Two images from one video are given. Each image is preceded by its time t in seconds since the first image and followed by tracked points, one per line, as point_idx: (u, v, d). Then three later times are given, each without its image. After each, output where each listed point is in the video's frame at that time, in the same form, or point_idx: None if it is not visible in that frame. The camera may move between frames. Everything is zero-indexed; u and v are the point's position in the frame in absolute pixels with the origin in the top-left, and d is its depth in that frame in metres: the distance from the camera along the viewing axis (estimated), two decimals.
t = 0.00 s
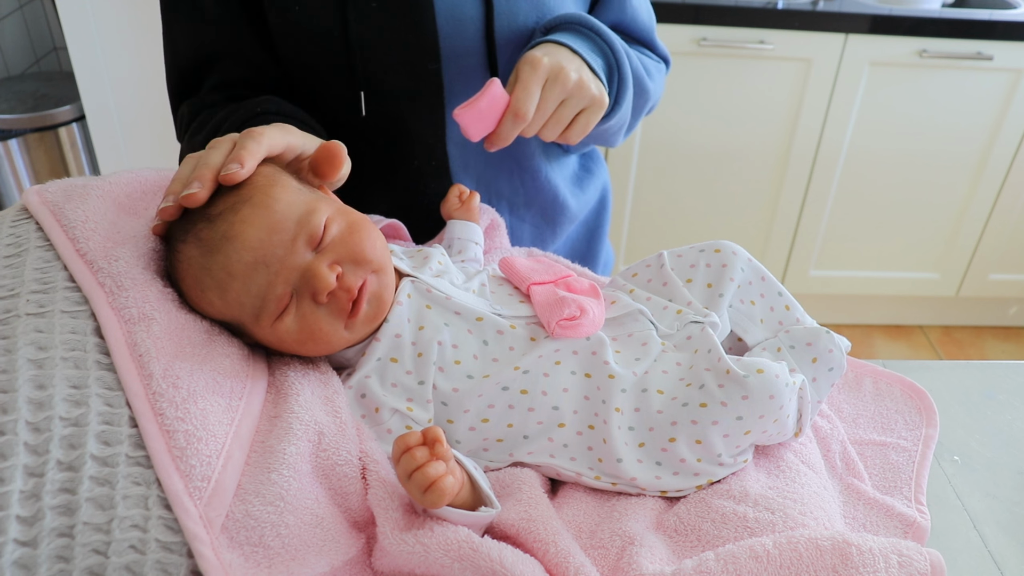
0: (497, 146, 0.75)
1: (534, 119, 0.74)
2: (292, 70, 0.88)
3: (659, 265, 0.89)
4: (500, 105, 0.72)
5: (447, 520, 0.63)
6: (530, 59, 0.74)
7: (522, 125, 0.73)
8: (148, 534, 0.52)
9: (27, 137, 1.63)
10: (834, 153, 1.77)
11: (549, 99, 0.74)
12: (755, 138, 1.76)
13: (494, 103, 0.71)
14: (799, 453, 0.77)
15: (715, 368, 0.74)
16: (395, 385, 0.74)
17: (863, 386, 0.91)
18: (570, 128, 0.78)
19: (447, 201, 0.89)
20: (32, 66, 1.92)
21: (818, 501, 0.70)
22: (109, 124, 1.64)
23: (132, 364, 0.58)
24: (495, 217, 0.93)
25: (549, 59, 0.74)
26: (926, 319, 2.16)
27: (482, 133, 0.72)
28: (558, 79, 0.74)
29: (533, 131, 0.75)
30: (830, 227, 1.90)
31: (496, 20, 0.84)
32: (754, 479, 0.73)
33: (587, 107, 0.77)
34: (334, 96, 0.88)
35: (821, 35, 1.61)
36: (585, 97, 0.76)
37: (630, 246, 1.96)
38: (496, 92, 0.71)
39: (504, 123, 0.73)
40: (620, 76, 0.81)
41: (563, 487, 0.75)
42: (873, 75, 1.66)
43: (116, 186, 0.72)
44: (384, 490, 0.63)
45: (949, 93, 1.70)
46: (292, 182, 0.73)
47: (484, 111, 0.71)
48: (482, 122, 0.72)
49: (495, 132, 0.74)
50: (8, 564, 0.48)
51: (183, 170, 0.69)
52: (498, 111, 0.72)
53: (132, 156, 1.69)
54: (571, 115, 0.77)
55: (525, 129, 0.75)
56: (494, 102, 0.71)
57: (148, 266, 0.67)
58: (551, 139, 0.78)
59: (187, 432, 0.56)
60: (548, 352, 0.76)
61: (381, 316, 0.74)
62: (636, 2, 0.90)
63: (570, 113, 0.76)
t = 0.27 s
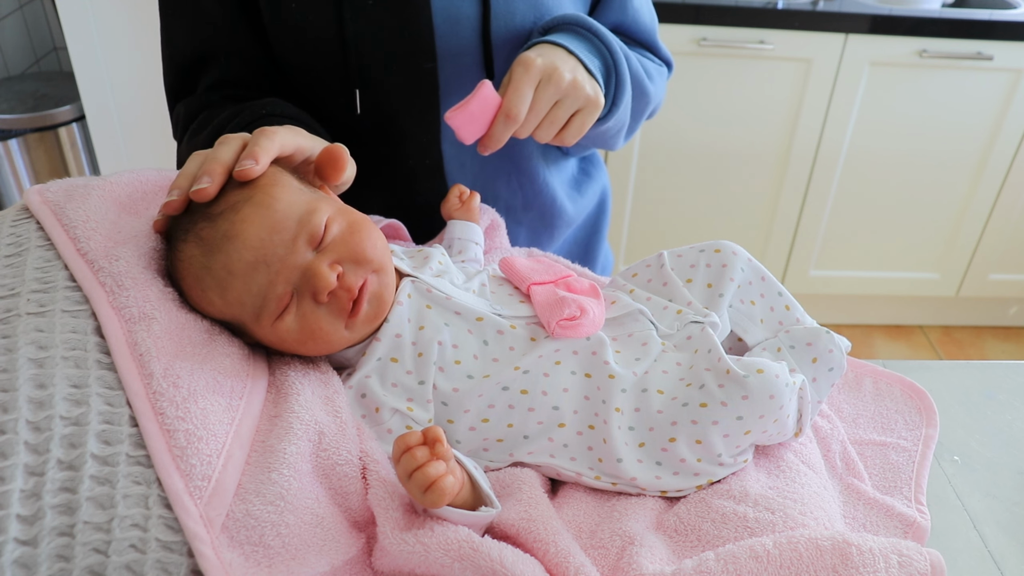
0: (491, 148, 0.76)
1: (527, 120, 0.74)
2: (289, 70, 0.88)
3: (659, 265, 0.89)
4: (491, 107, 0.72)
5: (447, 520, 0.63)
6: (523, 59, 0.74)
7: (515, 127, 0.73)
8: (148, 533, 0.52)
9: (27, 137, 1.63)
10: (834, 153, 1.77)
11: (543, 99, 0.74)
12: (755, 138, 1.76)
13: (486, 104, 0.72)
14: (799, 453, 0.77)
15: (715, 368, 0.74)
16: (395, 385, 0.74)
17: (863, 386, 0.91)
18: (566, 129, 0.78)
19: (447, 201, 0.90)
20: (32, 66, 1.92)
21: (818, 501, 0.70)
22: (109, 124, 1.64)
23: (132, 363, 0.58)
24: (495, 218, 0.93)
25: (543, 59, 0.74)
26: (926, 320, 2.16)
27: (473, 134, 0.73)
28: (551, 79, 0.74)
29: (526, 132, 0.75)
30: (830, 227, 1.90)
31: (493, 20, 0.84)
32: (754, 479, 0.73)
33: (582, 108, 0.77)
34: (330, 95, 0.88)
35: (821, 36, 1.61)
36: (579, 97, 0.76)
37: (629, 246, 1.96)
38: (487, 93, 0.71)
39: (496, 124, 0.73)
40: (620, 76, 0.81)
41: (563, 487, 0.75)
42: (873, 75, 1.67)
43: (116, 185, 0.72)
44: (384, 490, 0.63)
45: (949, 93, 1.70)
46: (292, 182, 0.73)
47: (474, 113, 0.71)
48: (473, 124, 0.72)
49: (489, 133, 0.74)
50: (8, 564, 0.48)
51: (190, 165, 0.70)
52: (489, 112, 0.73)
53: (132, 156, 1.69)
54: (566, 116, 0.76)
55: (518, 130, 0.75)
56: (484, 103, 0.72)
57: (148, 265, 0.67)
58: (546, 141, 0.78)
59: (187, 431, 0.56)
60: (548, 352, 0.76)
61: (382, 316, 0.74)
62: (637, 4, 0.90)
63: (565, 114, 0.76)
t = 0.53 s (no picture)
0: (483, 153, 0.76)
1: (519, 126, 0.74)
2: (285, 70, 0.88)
3: (659, 265, 0.89)
4: (482, 113, 0.72)
5: (447, 520, 0.63)
6: (515, 65, 0.73)
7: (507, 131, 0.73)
8: (148, 533, 0.52)
9: (27, 137, 1.63)
10: (834, 153, 1.77)
11: (535, 104, 0.74)
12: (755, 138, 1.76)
13: (475, 110, 0.72)
14: (799, 453, 0.77)
15: (715, 368, 0.74)
16: (395, 385, 0.74)
17: (863, 386, 0.91)
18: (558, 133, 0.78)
19: (447, 201, 0.90)
20: (32, 66, 1.92)
21: (818, 501, 0.70)
22: (110, 124, 1.64)
23: (132, 363, 0.58)
24: (495, 218, 0.93)
25: (534, 64, 0.74)
26: (926, 320, 2.16)
27: (464, 140, 0.73)
28: (543, 84, 0.73)
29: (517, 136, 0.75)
30: (830, 227, 1.90)
31: (490, 20, 0.84)
32: (754, 479, 0.73)
33: (574, 112, 0.77)
34: (327, 95, 0.88)
35: (821, 36, 1.61)
36: (571, 102, 0.76)
37: (629, 246, 1.96)
38: (477, 99, 0.71)
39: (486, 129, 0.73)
40: (617, 77, 0.81)
41: (563, 486, 0.75)
42: (873, 75, 1.67)
43: (116, 185, 0.72)
44: (384, 490, 0.63)
45: (949, 93, 1.70)
46: (292, 182, 0.73)
47: (464, 119, 0.71)
48: (463, 129, 0.72)
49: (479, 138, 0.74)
50: (8, 563, 0.48)
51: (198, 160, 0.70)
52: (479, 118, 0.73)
53: (132, 156, 1.69)
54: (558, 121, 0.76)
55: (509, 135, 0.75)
56: (475, 108, 0.71)
57: (148, 265, 0.67)
58: (539, 144, 0.78)
59: (187, 431, 0.56)
60: (548, 352, 0.76)
61: (382, 316, 0.74)
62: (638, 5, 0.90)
63: (557, 118, 0.76)
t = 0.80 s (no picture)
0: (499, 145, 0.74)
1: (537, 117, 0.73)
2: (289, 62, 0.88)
3: (659, 265, 0.89)
4: (502, 102, 0.71)
5: (447, 520, 0.63)
6: (535, 55, 0.73)
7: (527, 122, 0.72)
8: (148, 534, 0.52)
9: (27, 137, 1.62)
10: (834, 153, 1.77)
11: (554, 96, 0.73)
12: (755, 138, 1.76)
13: (496, 99, 0.70)
14: (799, 453, 0.77)
15: (715, 368, 0.74)
16: (395, 385, 0.74)
17: (863, 386, 0.91)
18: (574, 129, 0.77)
19: (447, 200, 0.90)
20: (32, 66, 1.92)
21: (818, 501, 0.70)
22: (109, 124, 1.64)
23: (132, 364, 0.58)
24: (496, 218, 0.93)
25: (554, 58, 0.74)
26: (926, 319, 2.16)
27: (483, 131, 0.71)
28: (562, 77, 0.73)
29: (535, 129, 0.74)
30: (830, 227, 1.90)
31: (500, 19, 0.83)
32: (754, 479, 0.73)
33: (590, 108, 0.76)
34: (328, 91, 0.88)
35: (821, 36, 1.61)
36: (589, 96, 0.76)
37: (629, 246, 1.96)
38: (499, 86, 0.70)
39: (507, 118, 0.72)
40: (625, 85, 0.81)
41: (563, 487, 0.75)
42: (873, 75, 1.66)
43: (116, 185, 0.72)
44: (384, 490, 0.63)
45: (949, 93, 1.70)
46: (292, 183, 0.73)
47: (485, 107, 0.70)
48: (483, 118, 0.71)
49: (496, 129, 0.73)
50: (8, 564, 0.48)
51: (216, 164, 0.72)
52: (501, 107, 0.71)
53: (132, 157, 1.69)
54: (575, 115, 0.76)
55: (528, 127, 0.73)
56: (496, 97, 0.70)
57: (148, 266, 0.67)
58: (554, 140, 0.77)
59: (187, 432, 0.56)
60: (548, 352, 0.76)
61: (381, 316, 0.74)
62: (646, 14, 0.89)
63: (574, 113, 0.76)
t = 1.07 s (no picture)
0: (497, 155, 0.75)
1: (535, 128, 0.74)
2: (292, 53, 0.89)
3: (659, 265, 0.88)
4: (495, 113, 0.72)
5: (447, 520, 0.63)
6: (540, 66, 0.73)
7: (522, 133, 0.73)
8: (148, 534, 0.52)
9: (27, 137, 1.62)
10: (834, 153, 1.77)
11: (554, 109, 0.73)
12: (755, 138, 1.76)
13: (487, 112, 0.71)
14: (799, 453, 0.77)
15: (715, 368, 0.74)
16: (395, 385, 0.74)
17: (863, 386, 0.91)
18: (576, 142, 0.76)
19: (447, 200, 0.90)
20: (32, 66, 1.92)
21: (818, 501, 0.70)
22: (109, 124, 1.64)
23: (132, 364, 0.58)
24: (495, 219, 0.93)
25: (561, 70, 0.73)
26: (926, 319, 2.16)
27: (476, 142, 0.72)
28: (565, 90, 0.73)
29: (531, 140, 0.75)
30: (830, 227, 1.90)
31: (504, 25, 0.83)
32: (754, 479, 0.73)
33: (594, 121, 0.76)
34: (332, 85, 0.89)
35: (821, 36, 1.61)
36: (592, 110, 0.75)
37: (629, 246, 1.96)
38: (489, 99, 0.71)
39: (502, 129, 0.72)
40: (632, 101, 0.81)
41: (563, 486, 0.75)
42: (873, 75, 1.66)
43: (115, 185, 0.72)
44: (384, 490, 0.63)
45: (949, 93, 1.70)
46: (292, 182, 0.73)
47: (475, 120, 0.71)
48: (478, 130, 0.71)
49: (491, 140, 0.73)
50: (8, 564, 0.48)
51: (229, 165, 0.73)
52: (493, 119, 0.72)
53: (132, 157, 1.69)
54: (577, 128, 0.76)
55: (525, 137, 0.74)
56: (488, 110, 0.71)
57: (148, 266, 0.67)
58: (555, 152, 0.77)
59: (187, 432, 0.56)
60: (548, 352, 0.76)
61: (381, 316, 0.74)
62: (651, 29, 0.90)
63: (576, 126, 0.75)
